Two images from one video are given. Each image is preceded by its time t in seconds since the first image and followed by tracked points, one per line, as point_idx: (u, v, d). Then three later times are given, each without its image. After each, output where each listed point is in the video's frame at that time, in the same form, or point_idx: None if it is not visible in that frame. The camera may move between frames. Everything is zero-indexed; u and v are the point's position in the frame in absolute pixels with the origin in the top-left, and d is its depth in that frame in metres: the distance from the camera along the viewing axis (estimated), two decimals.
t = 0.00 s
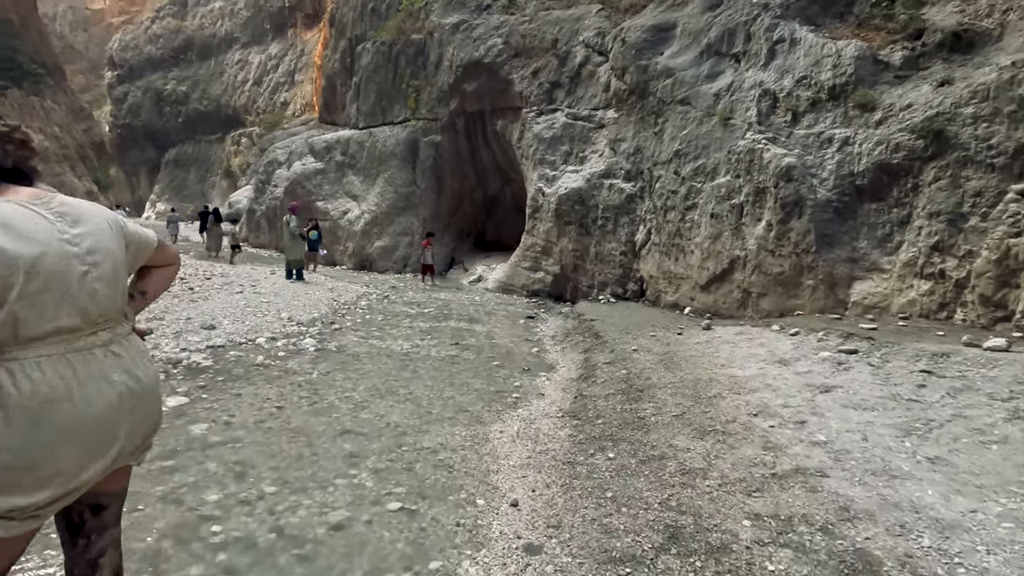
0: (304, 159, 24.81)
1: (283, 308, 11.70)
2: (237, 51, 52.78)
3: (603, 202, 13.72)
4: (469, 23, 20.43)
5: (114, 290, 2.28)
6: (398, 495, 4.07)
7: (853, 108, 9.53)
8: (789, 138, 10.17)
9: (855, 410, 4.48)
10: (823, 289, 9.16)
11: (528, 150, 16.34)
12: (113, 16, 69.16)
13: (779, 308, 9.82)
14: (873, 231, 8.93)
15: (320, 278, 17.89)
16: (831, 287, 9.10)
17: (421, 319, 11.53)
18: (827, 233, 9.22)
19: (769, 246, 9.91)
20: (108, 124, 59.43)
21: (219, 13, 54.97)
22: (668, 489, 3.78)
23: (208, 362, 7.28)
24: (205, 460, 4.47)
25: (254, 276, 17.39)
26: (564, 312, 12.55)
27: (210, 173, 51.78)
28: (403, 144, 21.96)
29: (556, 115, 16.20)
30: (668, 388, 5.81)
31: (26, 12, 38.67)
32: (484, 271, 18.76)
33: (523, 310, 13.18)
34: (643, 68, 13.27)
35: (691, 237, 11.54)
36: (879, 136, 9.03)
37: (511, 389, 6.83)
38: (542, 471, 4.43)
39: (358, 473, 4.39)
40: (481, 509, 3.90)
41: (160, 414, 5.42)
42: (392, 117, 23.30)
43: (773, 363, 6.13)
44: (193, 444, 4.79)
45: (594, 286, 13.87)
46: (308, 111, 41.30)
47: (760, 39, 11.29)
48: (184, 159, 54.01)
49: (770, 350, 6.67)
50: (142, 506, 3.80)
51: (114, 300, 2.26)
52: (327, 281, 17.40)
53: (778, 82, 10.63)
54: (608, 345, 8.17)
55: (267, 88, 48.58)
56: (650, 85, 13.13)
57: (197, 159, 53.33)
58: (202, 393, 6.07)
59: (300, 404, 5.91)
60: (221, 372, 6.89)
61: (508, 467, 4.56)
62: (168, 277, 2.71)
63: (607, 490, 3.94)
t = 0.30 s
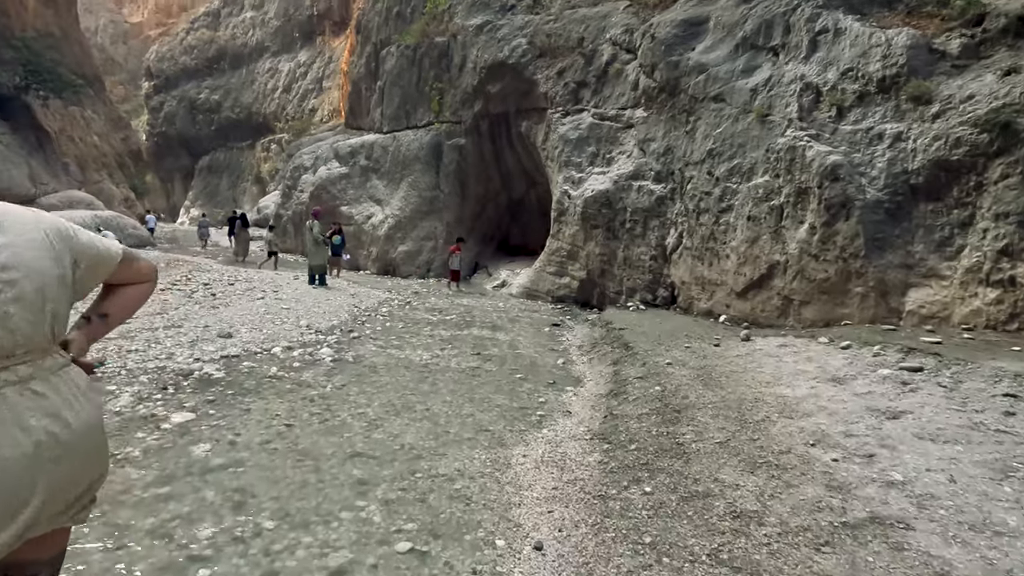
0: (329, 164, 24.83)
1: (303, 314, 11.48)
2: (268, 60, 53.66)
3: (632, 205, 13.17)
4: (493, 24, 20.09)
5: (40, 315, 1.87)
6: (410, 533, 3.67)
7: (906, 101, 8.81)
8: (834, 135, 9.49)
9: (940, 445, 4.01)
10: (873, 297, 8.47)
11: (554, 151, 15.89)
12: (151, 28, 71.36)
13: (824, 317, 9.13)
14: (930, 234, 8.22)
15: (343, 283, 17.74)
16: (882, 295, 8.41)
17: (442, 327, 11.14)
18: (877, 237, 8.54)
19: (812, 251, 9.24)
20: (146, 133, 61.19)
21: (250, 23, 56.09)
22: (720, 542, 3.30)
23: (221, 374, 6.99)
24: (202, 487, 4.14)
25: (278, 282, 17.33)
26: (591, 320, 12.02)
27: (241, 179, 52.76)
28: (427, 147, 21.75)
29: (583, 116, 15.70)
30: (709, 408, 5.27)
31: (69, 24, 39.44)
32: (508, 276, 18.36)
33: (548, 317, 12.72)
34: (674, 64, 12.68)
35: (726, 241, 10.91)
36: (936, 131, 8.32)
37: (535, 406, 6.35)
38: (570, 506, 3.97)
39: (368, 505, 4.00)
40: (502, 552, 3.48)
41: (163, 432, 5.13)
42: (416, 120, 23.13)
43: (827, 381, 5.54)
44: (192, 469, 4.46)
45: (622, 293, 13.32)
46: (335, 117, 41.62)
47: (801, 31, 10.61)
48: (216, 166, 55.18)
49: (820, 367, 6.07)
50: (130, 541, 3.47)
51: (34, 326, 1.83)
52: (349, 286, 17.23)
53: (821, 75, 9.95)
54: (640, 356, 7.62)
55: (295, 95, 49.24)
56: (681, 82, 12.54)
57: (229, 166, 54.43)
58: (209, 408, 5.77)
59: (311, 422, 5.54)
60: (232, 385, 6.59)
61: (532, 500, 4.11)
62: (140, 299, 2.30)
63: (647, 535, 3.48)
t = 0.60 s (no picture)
0: (348, 168, 24.68)
1: (315, 323, 11.15)
2: (292, 66, 54.25)
3: (656, 208, 12.58)
4: (512, 25, 19.67)
5: None
6: None
7: (959, 96, 8.18)
8: (877, 132, 8.83)
9: None
10: (922, 307, 7.82)
11: (574, 154, 15.39)
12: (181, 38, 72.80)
13: (866, 329, 8.45)
14: (987, 239, 7.68)
15: (359, 290, 17.44)
16: (933, 306, 7.76)
17: (457, 336, 10.70)
18: (927, 242, 7.91)
19: (853, 257, 8.55)
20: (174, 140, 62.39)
21: (275, 31, 56.78)
22: None
23: (221, 390, 6.64)
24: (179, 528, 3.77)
25: (295, 288, 17.15)
26: (613, 329, 11.46)
27: (266, 184, 53.40)
28: (445, 151, 21.44)
29: (604, 116, 15.16)
30: (746, 439, 4.72)
31: (101, 36, 41.02)
32: (528, 282, 17.89)
33: (568, 326, 12.21)
34: (700, 61, 12.06)
35: (758, 246, 10.26)
36: (993, 126, 7.73)
37: (552, 429, 5.85)
38: (590, 558, 3.53)
39: (363, 551, 3.61)
40: None
41: (150, 457, 4.77)
42: (434, 124, 22.86)
43: (882, 408, 4.97)
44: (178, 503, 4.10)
45: (646, 300, 12.73)
46: (357, 123, 41.74)
47: (839, 21, 9.93)
48: (242, 172, 55.98)
49: (870, 389, 5.46)
50: None
51: None
52: (365, 293, 16.92)
53: (861, 69, 9.29)
54: (666, 373, 7.04)
55: (319, 101, 49.66)
56: (708, 79, 11.93)
57: (254, 172, 55.14)
58: (203, 430, 5.41)
59: (308, 447, 5.13)
60: (231, 403, 6.24)
61: (548, 550, 3.66)
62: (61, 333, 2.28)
63: None
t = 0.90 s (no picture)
0: (351, 170, 24.36)
1: (310, 328, 10.75)
2: (301, 69, 54.20)
3: (664, 209, 12.09)
4: (518, 22, 19.26)
5: None
6: None
7: (990, 88, 7.69)
8: (900, 128, 8.34)
9: None
10: (952, 315, 7.35)
11: (580, 153, 14.93)
12: (192, 42, 73.16)
13: (890, 337, 7.95)
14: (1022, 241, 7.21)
15: (360, 293, 17.06)
16: (964, 313, 7.31)
17: (456, 342, 10.24)
18: (956, 245, 7.43)
19: (875, 261, 8.03)
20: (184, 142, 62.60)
21: (283, 34, 56.83)
22: None
23: (199, 401, 6.22)
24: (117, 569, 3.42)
25: (295, 291, 16.80)
26: (619, 335, 10.97)
27: (274, 186, 53.40)
28: (449, 151, 21.06)
29: (611, 115, 14.68)
30: (764, 465, 4.29)
31: (112, 40, 41.86)
32: (533, 285, 17.44)
33: (572, 332, 11.73)
34: (711, 55, 11.56)
35: (772, 249, 9.75)
36: None
37: (549, 446, 5.37)
38: None
39: None
40: None
41: (107, 480, 4.37)
42: (438, 124, 22.49)
43: (917, 430, 4.56)
44: (134, 535, 3.72)
45: (654, 305, 12.24)
46: (363, 125, 41.52)
47: (858, 12, 9.43)
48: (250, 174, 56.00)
49: (900, 407, 5.00)
50: None
51: None
52: (366, 296, 16.54)
53: (883, 61, 8.79)
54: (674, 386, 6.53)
55: (327, 104, 49.58)
56: (719, 74, 11.43)
57: (262, 174, 55.18)
58: (170, 447, 4.98)
59: (282, 467, 4.70)
60: (207, 416, 5.82)
61: None
62: None
63: None
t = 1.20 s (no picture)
0: (354, 170, 23.98)
1: (303, 334, 10.29)
2: (308, 70, 54.02)
3: (673, 209, 11.54)
4: (522, 18, 18.77)
5: None
6: None
7: None
8: (929, 121, 7.80)
9: None
10: (988, 323, 6.80)
11: (586, 152, 14.40)
12: (201, 44, 73.34)
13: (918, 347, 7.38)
14: None
15: (359, 296, 16.61)
16: (1002, 322, 6.76)
17: (453, 349, 9.74)
18: (992, 247, 6.88)
19: (902, 264, 7.46)
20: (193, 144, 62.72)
21: (290, 35, 56.71)
22: None
23: (170, 417, 5.75)
24: None
25: (293, 294, 16.39)
26: (625, 342, 10.42)
27: (282, 188, 53.30)
28: (453, 151, 20.61)
29: (618, 111, 14.15)
30: (790, 503, 3.77)
31: (121, 42, 42.15)
32: (537, 288, 16.93)
33: (577, 338, 11.20)
34: (723, 47, 11.00)
35: (789, 251, 9.18)
36: None
37: (546, 471, 4.86)
38: None
39: None
40: None
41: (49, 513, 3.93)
42: (442, 123, 22.05)
43: (969, 463, 4.03)
44: None
45: (662, 309, 11.69)
46: (369, 126, 41.18)
47: None
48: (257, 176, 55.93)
49: (943, 433, 4.47)
50: None
51: None
52: (366, 299, 16.10)
53: (908, 50, 8.23)
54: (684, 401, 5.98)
55: (334, 105, 49.37)
56: (732, 67, 10.87)
57: (270, 176, 55.12)
58: (126, 472, 4.54)
59: (246, 497, 4.23)
60: (176, 434, 5.36)
61: None
62: None
63: None
